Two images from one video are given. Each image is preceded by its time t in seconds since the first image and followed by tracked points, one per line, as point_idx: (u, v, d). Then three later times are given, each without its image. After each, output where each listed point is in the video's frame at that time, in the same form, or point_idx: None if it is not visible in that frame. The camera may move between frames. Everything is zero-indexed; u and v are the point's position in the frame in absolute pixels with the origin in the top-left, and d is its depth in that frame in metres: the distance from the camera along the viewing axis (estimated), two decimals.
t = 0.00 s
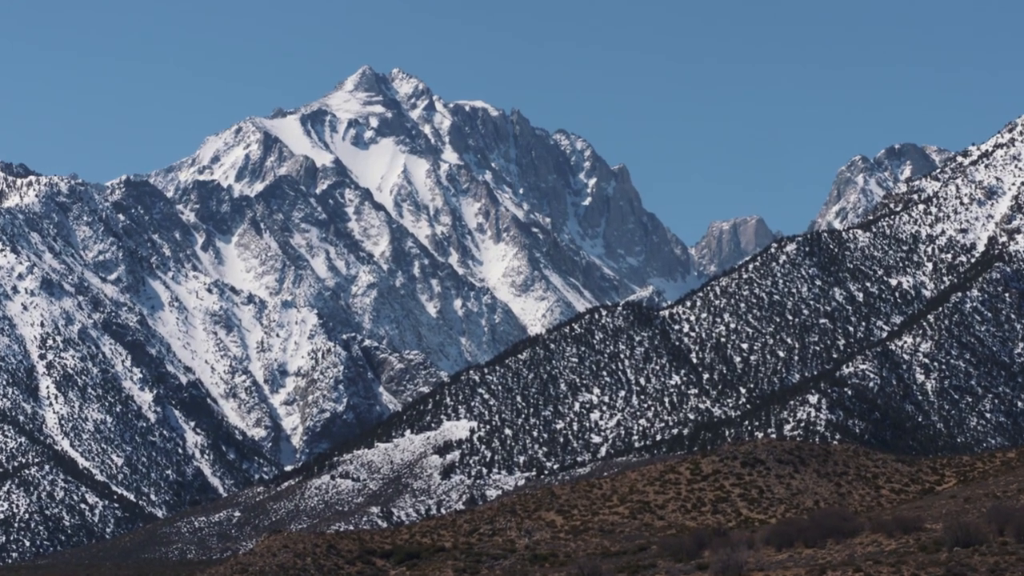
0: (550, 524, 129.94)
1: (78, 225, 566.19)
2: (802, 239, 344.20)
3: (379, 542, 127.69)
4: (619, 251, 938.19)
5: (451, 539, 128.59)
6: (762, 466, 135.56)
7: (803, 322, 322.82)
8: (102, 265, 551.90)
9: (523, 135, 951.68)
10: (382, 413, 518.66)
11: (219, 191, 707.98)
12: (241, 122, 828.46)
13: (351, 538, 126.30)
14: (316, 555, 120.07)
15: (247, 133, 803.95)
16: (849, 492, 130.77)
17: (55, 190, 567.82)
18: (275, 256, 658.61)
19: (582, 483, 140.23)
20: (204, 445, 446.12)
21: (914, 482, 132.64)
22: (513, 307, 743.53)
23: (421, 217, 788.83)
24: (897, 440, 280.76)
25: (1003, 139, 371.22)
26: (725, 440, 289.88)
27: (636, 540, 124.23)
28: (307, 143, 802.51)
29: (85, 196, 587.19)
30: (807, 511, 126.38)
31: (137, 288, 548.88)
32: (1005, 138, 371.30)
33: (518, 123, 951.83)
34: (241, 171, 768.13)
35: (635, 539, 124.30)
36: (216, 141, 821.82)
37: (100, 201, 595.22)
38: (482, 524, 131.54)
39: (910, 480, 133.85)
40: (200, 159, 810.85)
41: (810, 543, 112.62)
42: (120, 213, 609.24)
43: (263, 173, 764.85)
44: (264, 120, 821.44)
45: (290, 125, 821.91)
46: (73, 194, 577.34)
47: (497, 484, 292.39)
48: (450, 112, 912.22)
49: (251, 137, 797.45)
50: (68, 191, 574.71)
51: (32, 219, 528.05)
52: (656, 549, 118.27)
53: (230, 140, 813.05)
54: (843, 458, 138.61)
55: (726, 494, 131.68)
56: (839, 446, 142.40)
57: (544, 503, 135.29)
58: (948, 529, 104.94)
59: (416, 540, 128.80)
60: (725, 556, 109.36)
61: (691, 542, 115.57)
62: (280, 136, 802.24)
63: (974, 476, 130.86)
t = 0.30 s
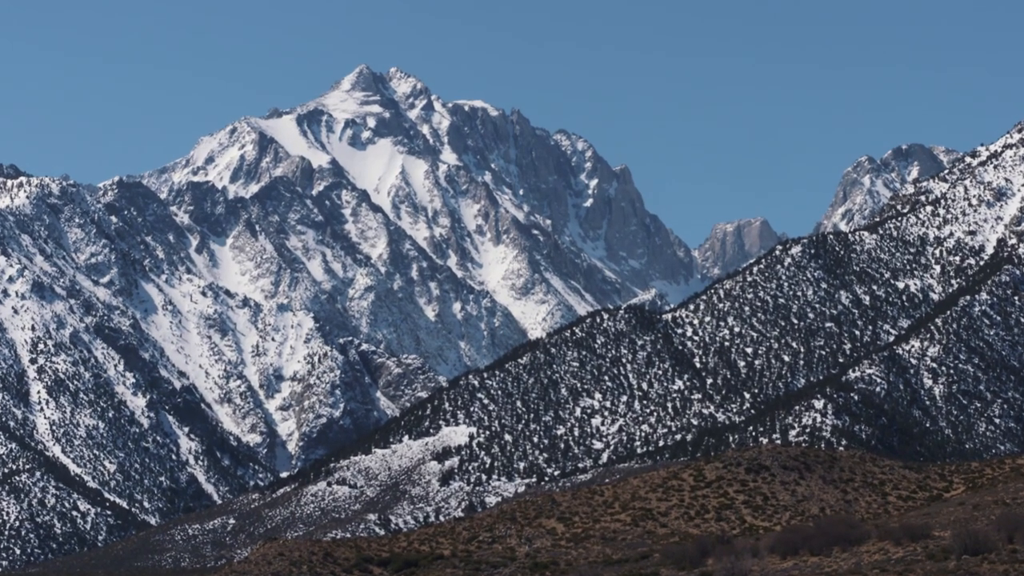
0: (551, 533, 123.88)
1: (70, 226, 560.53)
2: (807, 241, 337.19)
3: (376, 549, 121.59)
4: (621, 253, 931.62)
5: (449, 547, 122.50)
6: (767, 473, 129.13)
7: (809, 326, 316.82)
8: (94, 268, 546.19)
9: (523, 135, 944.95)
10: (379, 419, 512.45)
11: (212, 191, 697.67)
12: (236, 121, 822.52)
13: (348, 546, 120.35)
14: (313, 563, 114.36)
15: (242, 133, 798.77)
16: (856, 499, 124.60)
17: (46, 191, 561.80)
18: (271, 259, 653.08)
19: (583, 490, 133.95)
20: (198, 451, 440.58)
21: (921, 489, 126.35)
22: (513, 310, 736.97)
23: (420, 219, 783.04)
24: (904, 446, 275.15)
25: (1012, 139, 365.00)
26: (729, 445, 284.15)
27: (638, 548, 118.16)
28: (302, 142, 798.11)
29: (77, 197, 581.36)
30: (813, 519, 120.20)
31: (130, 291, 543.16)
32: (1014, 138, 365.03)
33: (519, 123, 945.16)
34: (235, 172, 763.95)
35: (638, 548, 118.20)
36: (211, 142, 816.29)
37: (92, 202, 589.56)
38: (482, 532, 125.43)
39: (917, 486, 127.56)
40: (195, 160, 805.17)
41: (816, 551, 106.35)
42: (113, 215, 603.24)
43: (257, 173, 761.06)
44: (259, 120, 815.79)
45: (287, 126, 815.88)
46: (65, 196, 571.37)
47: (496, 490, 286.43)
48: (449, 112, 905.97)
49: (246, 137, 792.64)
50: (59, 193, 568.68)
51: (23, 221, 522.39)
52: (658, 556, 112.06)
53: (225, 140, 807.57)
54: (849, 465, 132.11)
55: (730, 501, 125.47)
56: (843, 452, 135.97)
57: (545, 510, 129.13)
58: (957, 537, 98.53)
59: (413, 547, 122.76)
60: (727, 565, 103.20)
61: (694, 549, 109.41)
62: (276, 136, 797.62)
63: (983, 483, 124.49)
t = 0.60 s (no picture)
0: (551, 541, 117.66)
1: (62, 229, 554.70)
2: (813, 245, 331.32)
3: (374, 557, 115.34)
4: (623, 256, 925.21)
5: (447, 555, 116.28)
6: (772, 480, 122.88)
7: (814, 331, 311.12)
8: (87, 271, 540.47)
9: (523, 135, 938.64)
10: (376, 425, 506.30)
11: (207, 193, 690.02)
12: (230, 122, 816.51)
13: (344, 553, 113.79)
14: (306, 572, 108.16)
15: (237, 134, 792.40)
16: (862, 507, 118.72)
17: (37, 193, 555.93)
18: (266, 262, 647.56)
19: (584, 498, 127.50)
20: (192, 458, 434.92)
21: (929, 496, 120.54)
22: (513, 315, 730.95)
23: (418, 222, 777.12)
24: (912, 452, 269.32)
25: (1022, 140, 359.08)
26: (733, 453, 278.30)
27: (641, 556, 112.14)
28: (298, 144, 790.50)
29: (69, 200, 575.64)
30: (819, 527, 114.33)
31: (123, 295, 537.34)
32: None
33: (518, 124, 938.97)
34: (230, 174, 756.90)
35: (641, 556, 112.19)
36: (205, 143, 809.99)
37: (84, 205, 584.05)
38: (481, 540, 119.26)
39: (925, 494, 121.11)
40: (189, 162, 798.91)
41: (821, 560, 100.41)
42: (106, 218, 597.33)
43: (253, 176, 752.93)
44: (254, 120, 809.72)
45: (283, 128, 808.56)
46: (56, 199, 565.50)
47: (496, 498, 280.37)
48: (448, 113, 899.87)
49: (241, 138, 786.30)
50: (50, 195, 562.77)
51: (13, 224, 516.82)
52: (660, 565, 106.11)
53: (219, 141, 800.74)
54: (854, 472, 125.69)
55: (735, 509, 119.42)
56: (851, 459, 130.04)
57: (547, 517, 122.97)
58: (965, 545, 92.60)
59: (410, 556, 116.56)
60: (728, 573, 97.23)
61: (696, 558, 103.42)
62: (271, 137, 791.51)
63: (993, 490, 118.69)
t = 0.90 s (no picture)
0: (552, 550, 111.84)
1: (53, 233, 549.05)
2: (819, 248, 325.42)
3: (368, 568, 109.23)
4: (625, 261, 918.32)
5: (446, 565, 110.00)
6: (776, 489, 116.75)
7: (820, 335, 305.31)
8: (78, 276, 535.11)
9: (523, 138, 932.67)
10: (374, 432, 499.67)
11: (202, 195, 685.85)
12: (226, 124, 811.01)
13: (342, 564, 109.15)
14: None
15: (231, 137, 787.07)
16: (870, 517, 112.90)
17: (28, 197, 550.42)
18: (261, 266, 642.08)
19: (584, 507, 121.75)
20: (185, 466, 429.45)
21: (938, 506, 114.56)
22: (513, 320, 725.15)
23: (416, 226, 771.37)
24: (920, 461, 264.23)
25: None
26: (738, 460, 273.04)
27: (644, 567, 106.26)
28: (295, 146, 785.55)
29: (60, 203, 570.43)
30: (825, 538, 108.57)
31: (116, 300, 531.96)
32: None
33: (518, 126, 932.91)
34: (225, 176, 754.57)
35: (643, 566, 106.32)
36: (199, 145, 804.57)
37: (76, 208, 578.83)
38: (479, 549, 113.17)
39: (933, 504, 115.28)
40: (183, 165, 792.80)
41: (826, 570, 94.82)
42: (98, 222, 591.80)
43: (248, 178, 751.06)
44: (249, 123, 804.63)
45: (278, 129, 805.90)
46: (47, 202, 559.94)
47: (496, 507, 274.64)
48: (446, 115, 893.94)
49: (236, 140, 780.99)
50: (41, 198, 557.20)
51: (4, 228, 511.61)
52: None
53: (214, 144, 796.04)
54: (861, 480, 119.94)
55: (739, 518, 113.28)
56: (856, 465, 124.24)
57: (547, 527, 116.89)
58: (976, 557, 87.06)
59: (409, 565, 110.26)
60: None
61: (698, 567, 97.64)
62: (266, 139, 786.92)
63: (1004, 498, 112.63)
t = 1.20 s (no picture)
0: (554, 563, 106.47)
1: (44, 238, 543.32)
2: (824, 253, 319.30)
3: None
4: (627, 265, 909.78)
5: None
6: (783, 498, 112.45)
7: (825, 342, 299.74)
8: (70, 281, 529.76)
9: (523, 140, 926.54)
10: (371, 440, 494.31)
11: (196, 200, 679.98)
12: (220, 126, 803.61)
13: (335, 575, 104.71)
14: None
15: (225, 139, 777.78)
16: (877, 526, 108.38)
17: (18, 202, 544.96)
18: (256, 270, 636.45)
19: (587, 518, 116.15)
20: (179, 474, 424.45)
21: (946, 515, 110.02)
22: (513, 326, 719.30)
23: (413, 229, 765.18)
24: (928, 470, 259.53)
25: None
26: (742, 469, 267.35)
27: None
28: (291, 150, 778.82)
29: (51, 207, 565.26)
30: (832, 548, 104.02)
31: (108, 306, 526.31)
32: None
33: (518, 128, 926.80)
34: (219, 180, 742.75)
35: None
36: (193, 147, 796.04)
37: (68, 212, 573.57)
38: (479, 559, 108.68)
39: (941, 513, 110.73)
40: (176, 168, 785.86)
41: None
42: (90, 226, 586.13)
43: (243, 182, 740.63)
44: (244, 125, 797.87)
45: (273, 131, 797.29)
46: (38, 206, 554.65)
47: (496, 517, 268.92)
48: (444, 116, 887.88)
49: (230, 143, 772.02)
50: (32, 203, 551.77)
51: None
52: None
53: (208, 146, 786.20)
54: (870, 490, 115.21)
55: (744, 528, 108.98)
56: (864, 475, 118.16)
57: (548, 536, 112.42)
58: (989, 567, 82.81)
59: None
60: None
61: None
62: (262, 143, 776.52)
63: (1015, 508, 108.16)
